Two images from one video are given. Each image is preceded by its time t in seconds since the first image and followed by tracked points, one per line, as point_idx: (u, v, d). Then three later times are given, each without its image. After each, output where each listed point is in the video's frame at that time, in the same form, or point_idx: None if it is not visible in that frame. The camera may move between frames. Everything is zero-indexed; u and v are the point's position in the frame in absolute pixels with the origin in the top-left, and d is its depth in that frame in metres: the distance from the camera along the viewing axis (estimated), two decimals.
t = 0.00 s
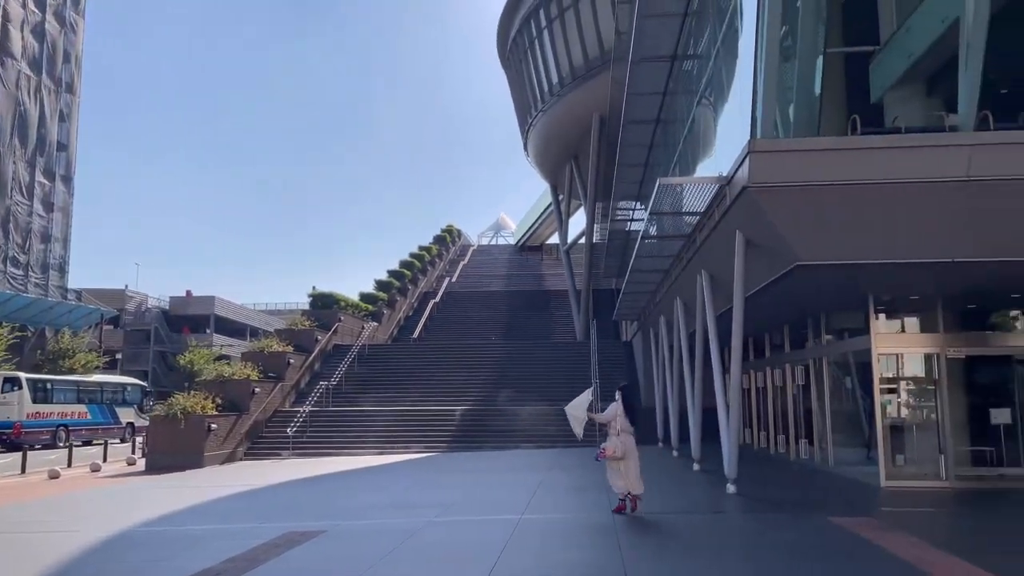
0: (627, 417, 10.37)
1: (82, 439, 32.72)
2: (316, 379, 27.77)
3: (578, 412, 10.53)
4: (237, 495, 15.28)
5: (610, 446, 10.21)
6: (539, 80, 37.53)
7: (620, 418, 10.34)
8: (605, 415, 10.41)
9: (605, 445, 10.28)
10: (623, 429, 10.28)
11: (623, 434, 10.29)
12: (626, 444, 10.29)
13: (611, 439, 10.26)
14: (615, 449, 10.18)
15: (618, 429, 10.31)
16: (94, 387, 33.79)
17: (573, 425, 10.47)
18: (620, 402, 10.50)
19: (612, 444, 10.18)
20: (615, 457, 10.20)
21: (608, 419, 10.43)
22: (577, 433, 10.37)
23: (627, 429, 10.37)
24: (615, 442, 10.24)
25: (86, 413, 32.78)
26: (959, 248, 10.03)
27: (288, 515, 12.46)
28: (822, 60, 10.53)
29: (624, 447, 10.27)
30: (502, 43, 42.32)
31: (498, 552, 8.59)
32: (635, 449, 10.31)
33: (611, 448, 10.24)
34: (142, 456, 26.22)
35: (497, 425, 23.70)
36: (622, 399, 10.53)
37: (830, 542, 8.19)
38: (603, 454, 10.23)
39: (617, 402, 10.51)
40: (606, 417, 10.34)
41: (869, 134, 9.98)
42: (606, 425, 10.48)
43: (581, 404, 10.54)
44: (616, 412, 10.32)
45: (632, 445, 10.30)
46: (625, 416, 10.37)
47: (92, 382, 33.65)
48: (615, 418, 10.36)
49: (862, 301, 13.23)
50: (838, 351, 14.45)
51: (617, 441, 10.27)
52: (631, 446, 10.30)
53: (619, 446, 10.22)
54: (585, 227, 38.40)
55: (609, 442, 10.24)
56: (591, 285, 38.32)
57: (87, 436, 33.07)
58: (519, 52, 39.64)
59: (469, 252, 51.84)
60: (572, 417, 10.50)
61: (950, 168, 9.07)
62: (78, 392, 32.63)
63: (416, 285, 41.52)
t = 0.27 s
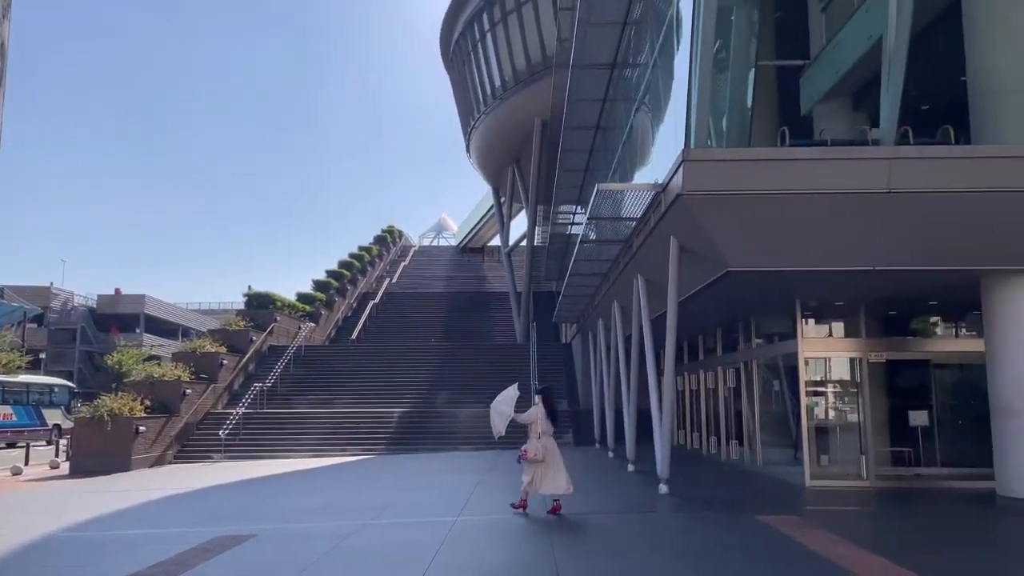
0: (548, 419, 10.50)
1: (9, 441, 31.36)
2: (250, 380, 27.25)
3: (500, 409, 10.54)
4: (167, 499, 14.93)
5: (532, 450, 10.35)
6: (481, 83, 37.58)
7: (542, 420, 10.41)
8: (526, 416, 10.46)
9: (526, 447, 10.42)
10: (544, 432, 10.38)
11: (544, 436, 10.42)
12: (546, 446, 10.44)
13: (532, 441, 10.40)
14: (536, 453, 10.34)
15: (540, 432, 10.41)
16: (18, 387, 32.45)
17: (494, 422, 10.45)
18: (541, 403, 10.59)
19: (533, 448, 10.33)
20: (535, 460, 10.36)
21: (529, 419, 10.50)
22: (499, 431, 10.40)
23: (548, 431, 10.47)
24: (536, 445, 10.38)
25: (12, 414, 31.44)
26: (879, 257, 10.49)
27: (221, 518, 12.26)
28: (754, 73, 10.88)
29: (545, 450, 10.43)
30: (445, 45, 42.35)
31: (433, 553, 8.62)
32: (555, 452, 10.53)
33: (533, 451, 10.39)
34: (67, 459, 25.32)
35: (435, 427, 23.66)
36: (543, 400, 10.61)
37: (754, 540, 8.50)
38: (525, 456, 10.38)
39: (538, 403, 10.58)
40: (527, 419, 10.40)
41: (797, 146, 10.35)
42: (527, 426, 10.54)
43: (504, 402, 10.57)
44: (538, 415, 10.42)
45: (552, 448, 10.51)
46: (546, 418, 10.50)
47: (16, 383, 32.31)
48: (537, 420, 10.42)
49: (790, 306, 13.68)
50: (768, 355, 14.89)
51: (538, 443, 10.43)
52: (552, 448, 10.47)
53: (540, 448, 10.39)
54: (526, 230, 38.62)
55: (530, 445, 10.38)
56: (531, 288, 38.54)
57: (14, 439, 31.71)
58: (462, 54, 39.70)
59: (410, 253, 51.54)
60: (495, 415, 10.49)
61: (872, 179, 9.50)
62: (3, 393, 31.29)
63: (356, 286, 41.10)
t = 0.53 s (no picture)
0: (466, 422, 10.55)
1: None
2: (181, 382, 26.54)
3: (420, 411, 10.63)
4: (91, 504, 14.45)
5: (450, 454, 10.43)
6: (425, 84, 37.42)
7: (461, 424, 10.46)
8: (445, 419, 10.46)
9: (445, 451, 10.50)
10: (463, 437, 10.45)
11: (462, 440, 10.50)
12: (465, 450, 10.55)
13: (450, 445, 10.47)
14: (455, 457, 10.43)
15: (458, 436, 10.47)
16: None
17: (413, 424, 10.53)
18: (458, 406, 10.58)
19: (451, 453, 10.41)
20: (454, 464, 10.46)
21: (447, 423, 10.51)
22: (417, 434, 10.48)
23: (467, 435, 10.54)
24: (455, 449, 10.46)
25: None
26: (806, 265, 10.83)
27: (148, 523, 11.95)
28: (690, 82, 11.12)
29: (463, 454, 10.53)
30: (388, 44, 41.96)
31: (364, 557, 8.55)
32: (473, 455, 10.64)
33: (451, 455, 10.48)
34: None
35: (373, 429, 23.47)
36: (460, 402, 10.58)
37: (684, 540, 8.72)
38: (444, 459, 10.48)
39: (455, 405, 10.56)
40: (447, 422, 10.42)
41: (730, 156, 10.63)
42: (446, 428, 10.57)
43: (424, 404, 10.65)
44: (457, 419, 10.45)
45: (471, 451, 10.62)
46: (464, 421, 10.54)
47: None
48: (456, 424, 10.47)
49: (723, 312, 14.02)
50: (702, 359, 15.20)
51: (456, 447, 10.50)
52: (469, 452, 10.57)
53: (458, 453, 10.47)
54: (468, 233, 38.60)
55: (449, 449, 10.45)
56: (472, 290, 38.53)
57: None
58: (406, 54, 39.52)
59: (350, 253, 50.95)
60: (413, 418, 10.58)
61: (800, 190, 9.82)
62: None
63: (293, 286, 40.42)
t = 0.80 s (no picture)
0: (387, 426, 10.99)
1: None
2: (111, 384, 25.76)
3: (344, 409, 10.61)
4: (13, 509, 13.95)
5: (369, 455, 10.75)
6: (367, 84, 37.09)
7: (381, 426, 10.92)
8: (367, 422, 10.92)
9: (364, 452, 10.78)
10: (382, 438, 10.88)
11: (381, 442, 10.90)
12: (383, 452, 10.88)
13: (370, 447, 10.79)
14: (373, 458, 10.71)
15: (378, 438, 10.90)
16: None
17: (335, 421, 10.48)
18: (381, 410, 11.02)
19: (370, 453, 10.74)
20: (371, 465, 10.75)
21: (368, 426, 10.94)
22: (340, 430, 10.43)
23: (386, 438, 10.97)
24: (374, 450, 10.80)
25: None
26: (737, 271, 11.15)
27: (74, 527, 11.61)
28: (628, 92, 11.17)
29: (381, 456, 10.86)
30: (331, 41, 41.47)
31: (299, 561, 8.50)
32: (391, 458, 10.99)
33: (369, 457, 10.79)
34: None
35: (311, 432, 23.18)
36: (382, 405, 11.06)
37: (617, 539, 8.91)
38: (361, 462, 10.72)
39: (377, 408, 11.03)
40: (368, 423, 10.89)
41: (666, 163, 10.86)
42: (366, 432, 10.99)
43: (349, 404, 10.66)
44: (378, 421, 10.91)
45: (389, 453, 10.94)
46: (385, 425, 10.99)
47: None
48: (376, 427, 10.92)
49: (659, 316, 14.31)
50: (639, 362, 15.46)
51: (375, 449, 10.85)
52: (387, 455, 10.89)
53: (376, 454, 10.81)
54: (410, 234, 38.38)
55: (368, 450, 10.78)
56: (413, 292, 38.35)
57: None
58: (348, 53, 39.11)
59: (289, 253, 50.19)
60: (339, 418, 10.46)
61: (733, 199, 10.14)
62: None
63: (230, 286, 39.60)
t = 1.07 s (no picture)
0: (309, 430, 11.06)
1: None
2: (40, 387, 24.88)
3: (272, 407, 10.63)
4: None
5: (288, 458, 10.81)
6: (311, 84, 36.67)
7: (304, 431, 10.99)
8: (288, 426, 10.97)
9: (284, 455, 10.80)
10: (303, 441, 10.94)
11: (303, 446, 10.96)
12: (303, 455, 10.92)
13: (291, 449, 10.83)
14: (293, 460, 10.76)
15: (299, 441, 10.96)
16: None
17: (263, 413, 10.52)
18: (303, 414, 11.10)
19: (289, 455, 10.79)
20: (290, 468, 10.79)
21: (290, 429, 10.98)
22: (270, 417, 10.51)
23: (308, 441, 11.02)
24: (294, 453, 10.85)
25: None
26: (676, 276, 11.41)
27: None
28: (571, 98, 11.34)
29: (302, 458, 10.90)
30: (274, 39, 40.83)
31: (236, 566, 8.40)
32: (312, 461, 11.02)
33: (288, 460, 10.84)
34: None
35: (250, 436, 22.80)
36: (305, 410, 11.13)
37: (556, 539, 9.06)
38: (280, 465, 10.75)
39: (301, 413, 11.11)
40: (290, 427, 10.97)
41: (607, 170, 11.06)
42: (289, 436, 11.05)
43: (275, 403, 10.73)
44: (300, 424, 10.97)
45: (310, 456, 10.98)
46: (308, 430, 11.05)
47: None
48: (299, 430, 10.98)
49: (601, 319, 14.52)
50: (581, 365, 15.67)
51: (296, 452, 10.90)
52: (308, 457, 10.94)
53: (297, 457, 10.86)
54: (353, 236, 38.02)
55: (288, 453, 10.82)
56: (356, 294, 38.00)
57: None
58: (292, 52, 38.61)
59: (229, 253, 49.21)
60: (262, 414, 10.48)
61: (673, 205, 10.40)
62: None
63: (167, 287, 38.63)
